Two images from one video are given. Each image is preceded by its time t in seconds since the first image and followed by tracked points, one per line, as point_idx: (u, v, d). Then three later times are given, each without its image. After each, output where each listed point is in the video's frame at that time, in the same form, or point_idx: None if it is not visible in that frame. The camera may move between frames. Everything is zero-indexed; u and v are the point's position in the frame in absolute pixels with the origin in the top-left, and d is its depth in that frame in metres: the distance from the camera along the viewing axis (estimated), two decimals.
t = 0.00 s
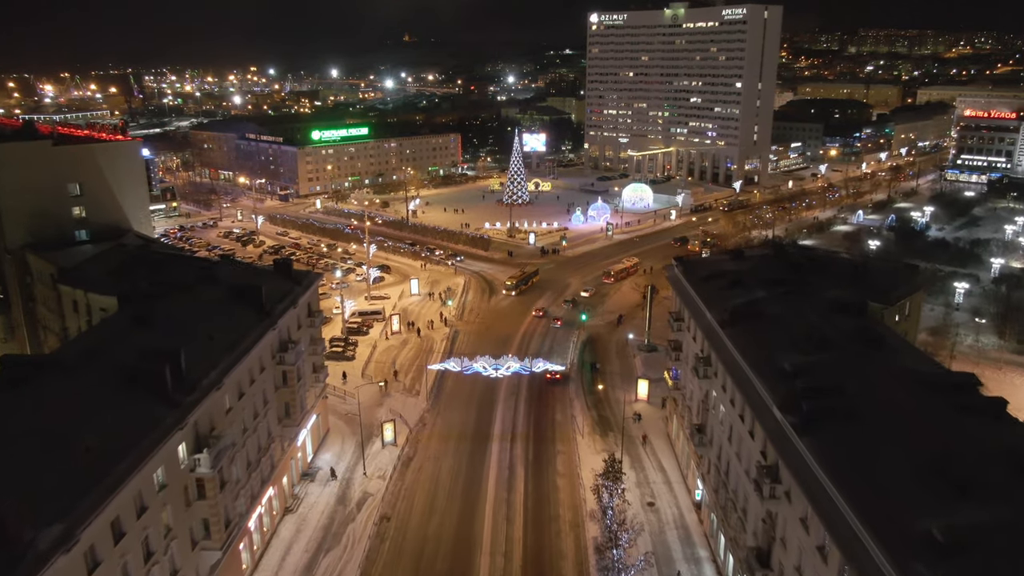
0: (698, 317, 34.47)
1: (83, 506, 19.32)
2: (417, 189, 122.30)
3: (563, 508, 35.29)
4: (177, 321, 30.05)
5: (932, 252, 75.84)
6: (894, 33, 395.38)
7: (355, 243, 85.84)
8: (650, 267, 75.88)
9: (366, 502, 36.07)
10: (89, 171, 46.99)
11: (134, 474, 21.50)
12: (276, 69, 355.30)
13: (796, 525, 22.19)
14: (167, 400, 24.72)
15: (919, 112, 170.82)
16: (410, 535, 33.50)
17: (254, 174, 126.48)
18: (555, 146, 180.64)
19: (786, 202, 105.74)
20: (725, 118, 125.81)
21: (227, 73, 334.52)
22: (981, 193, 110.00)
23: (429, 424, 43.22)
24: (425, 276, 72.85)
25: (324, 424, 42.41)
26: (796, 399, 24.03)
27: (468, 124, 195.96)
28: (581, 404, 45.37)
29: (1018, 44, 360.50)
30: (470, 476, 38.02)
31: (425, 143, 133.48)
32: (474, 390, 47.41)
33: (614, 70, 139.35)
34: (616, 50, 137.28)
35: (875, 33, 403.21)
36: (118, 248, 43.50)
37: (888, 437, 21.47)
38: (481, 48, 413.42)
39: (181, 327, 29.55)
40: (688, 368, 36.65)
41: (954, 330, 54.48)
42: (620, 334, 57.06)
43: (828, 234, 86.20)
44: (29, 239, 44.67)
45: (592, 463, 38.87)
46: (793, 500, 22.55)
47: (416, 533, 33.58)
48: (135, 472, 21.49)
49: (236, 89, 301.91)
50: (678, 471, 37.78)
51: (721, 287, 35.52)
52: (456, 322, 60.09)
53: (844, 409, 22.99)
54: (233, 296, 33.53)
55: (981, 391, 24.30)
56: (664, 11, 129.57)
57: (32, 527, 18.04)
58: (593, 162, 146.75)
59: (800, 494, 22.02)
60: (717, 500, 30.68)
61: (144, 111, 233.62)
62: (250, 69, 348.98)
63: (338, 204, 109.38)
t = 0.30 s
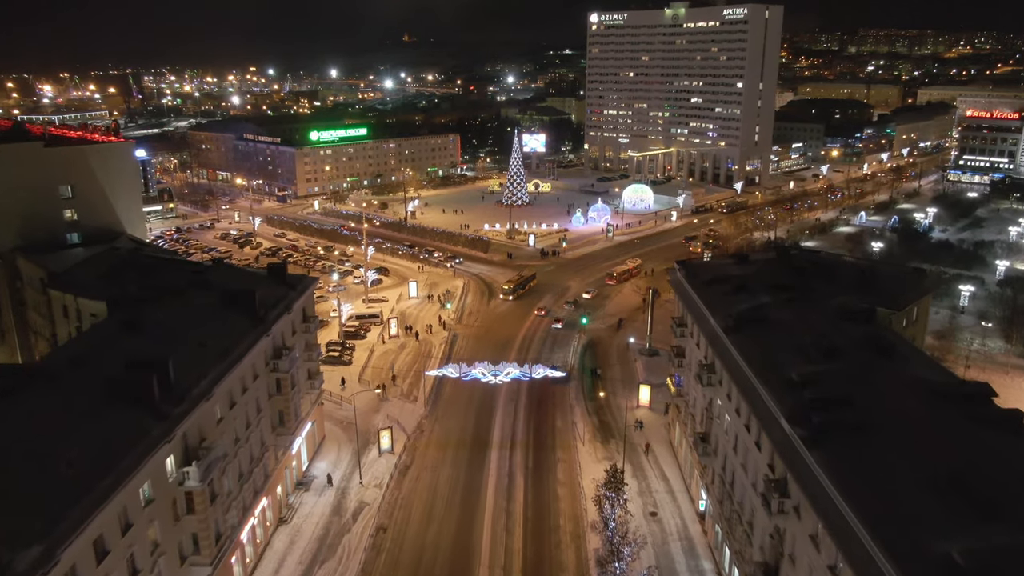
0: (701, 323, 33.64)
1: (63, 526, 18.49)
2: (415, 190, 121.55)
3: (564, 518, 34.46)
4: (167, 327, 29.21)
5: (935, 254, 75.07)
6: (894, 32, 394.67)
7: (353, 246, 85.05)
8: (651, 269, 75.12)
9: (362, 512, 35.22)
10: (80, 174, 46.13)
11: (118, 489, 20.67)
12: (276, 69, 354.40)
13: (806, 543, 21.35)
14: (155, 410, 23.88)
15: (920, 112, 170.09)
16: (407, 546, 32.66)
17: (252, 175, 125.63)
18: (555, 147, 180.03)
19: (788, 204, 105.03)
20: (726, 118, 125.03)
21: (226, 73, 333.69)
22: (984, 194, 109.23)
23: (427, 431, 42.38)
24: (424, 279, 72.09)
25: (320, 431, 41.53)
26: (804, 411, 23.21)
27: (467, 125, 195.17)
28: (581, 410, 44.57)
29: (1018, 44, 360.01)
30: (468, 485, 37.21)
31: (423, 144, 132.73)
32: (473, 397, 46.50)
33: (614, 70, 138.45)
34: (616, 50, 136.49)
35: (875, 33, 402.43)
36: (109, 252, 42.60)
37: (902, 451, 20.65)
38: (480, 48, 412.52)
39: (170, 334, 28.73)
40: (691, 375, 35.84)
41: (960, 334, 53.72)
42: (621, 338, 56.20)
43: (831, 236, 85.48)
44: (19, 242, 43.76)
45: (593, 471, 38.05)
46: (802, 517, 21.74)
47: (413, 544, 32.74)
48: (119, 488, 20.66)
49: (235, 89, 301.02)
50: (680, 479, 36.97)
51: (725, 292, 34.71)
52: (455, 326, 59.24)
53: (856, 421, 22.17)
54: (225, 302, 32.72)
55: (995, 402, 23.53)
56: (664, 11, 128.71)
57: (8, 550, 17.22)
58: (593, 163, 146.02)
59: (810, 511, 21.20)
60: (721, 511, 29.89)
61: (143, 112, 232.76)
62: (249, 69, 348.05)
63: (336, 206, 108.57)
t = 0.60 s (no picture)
0: (706, 329, 32.82)
1: (41, 546, 17.64)
2: (415, 191, 120.79)
3: (565, 529, 33.65)
4: (157, 335, 28.41)
5: (940, 255, 74.25)
6: (894, 32, 393.97)
7: (351, 248, 84.23)
8: (652, 271, 74.38)
9: (358, 522, 34.39)
10: (73, 176, 45.29)
11: (101, 505, 19.85)
12: (276, 69, 353.71)
13: (817, 561, 20.53)
14: (141, 422, 23.06)
15: (922, 112, 169.30)
16: (403, 558, 31.84)
17: (250, 176, 124.76)
18: (555, 147, 179.39)
19: (791, 205, 104.16)
20: (727, 119, 124.23)
21: (225, 73, 332.89)
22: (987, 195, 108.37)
23: (424, 438, 41.56)
24: (422, 281, 71.26)
25: (316, 438, 40.72)
26: (815, 424, 22.41)
27: (466, 125, 194.40)
28: (582, 416, 43.75)
29: (1018, 44, 359.39)
30: (467, 493, 36.40)
31: (423, 144, 131.98)
32: (471, 402, 45.64)
33: (614, 70, 137.55)
34: (616, 50, 135.63)
35: (875, 33, 401.76)
36: (101, 255, 41.74)
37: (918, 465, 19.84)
38: (480, 48, 411.84)
39: (160, 341, 27.92)
40: (695, 382, 35.03)
41: (967, 338, 52.88)
42: (622, 343, 55.39)
43: (833, 237, 84.75)
44: (10, 246, 42.95)
45: (595, 480, 37.22)
46: (813, 534, 20.93)
47: (410, 556, 31.94)
48: (103, 504, 19.84)
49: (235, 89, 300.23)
50: (684, 488, 36.16)
51: (730, 297, 33.91)
52: (454, 329, 58.44)
53: (868, 435, 21.37)
54: (217, 308, 31.93)
55: (1011, 414, 22.75)
56: (665, 11, 127.87)
57: None
58: (593, 163, 145.28)
59: (821, 528, 20.39)
60: (726, 523, 29.10)
61: (142, 112, 232.03)
62: (249, 69, 347.27)
63: (335, 206, 107.78)
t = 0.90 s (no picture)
0: (711, 336, 31.98)
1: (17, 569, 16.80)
2: (414, 191, 119.98)
3: (566, 540, 32.83)
4: (146, 344, 27.57)
5: (944, 257, 73.41)
6: (894, 32, 393.46)
7: (348, 250, 83.41)
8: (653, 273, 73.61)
9: (354, 533, 33.55)
10: (64, 179, 44.41)
11: (83, 524, 18.99)
12: (275, 69, 352.88)
13: None
14: (127, 436, 22.20)
15: (924, 112, 168.54)
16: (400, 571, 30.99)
17: (247, 176, 123.93)
18: (554, 147, 178.64)
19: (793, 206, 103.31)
20: (728, 119, 123.40)
21: (225, 73, 332.07)
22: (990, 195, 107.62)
23: (422, 446, 40.72)
24: (421, 284, 70.43)
25: (311, 446, 39.87)
26: (826, 438, 21.60)
27: (466, 125, 193.55)
28: (584, 423, 42.92)
29: (1017, 44, 359.08)
30: (466, 503, 35.56)
31: (422, 145, 131.19)
32: (470, 409, 44.76)
33: (614, 70, 136.64)
34: (617, 50, 134.74)
35: (875, 33, 401.37)
36: (92, 259, 40.84)
37: (936, 482, 18.98)
38: (480, 48, 411.24)
39: (148, 351, 27.07)
40: (699, 389, 34.19)
41: (974, 342, 52.03)
42: (623, 347, 54.58)
43: (836, 239, 83.97)
44: None
45: (596, 490, 36.34)
46: (824, 553, 20.08)
47: (407, 569, 31.09)
48: (85, 523, 18.99)
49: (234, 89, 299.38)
50: (687, 498, 35.33)
51: (735, 303, 33.06)
52: (453, 333, 57.59)
53: (882, 448, 20.54)
54: (209, 315, 31.08)
55: None
56: (666, 10, 127.02)
57: None
58: (594, 163, 144.51)
59: (833, 548, 19.53)
60: (732, 536, 28.26)
61: (141, 112, 231.16)
62: (248, 69, 346.32)
63: (333, 208, 106.93)
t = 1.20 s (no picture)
0: (715, 343, 31.16)
1: None
2: (413, 192, 119.16)
3: (567, 551, 32.02)
4: (134, 352, 26.77)
5: (949, 259, 72.63)
6: (894, 32, 392.99)
7: (346, 251, 82.53)
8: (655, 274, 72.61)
9: (350, 544, 32.70)
10: (55, 181, 43.59)
11: (64, 542, 18.12)
12: (275, 69, 352.06)
13: None
14: (111, 447, 21.35)
15: (925, 112, 167.83)
16: None
17: (245, 177, 123.10)
18: (554, 148, 177.77)
19: (795, 207, 102.55)
20: (729, 119, 122.56)
21: (224, 73, 331.28)
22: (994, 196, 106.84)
23: (420, 453, 39.92)
24: (419, 286, 69.56)
25: (307, 454, 39.03)
26: (837, 453, 20.80)
27: (465, 125, 192.70)
28: (584, 430, 42.11)
29: (1017, 44, 358.65)
30: (465, 513, 34.73)
31: (421, 145, 130.42)
32: (468, 416, 43.88)
33: (615, 70, 135.77)
34: (617, 50, 133.90)
35: (875, 33, 400.87)
36: (82, 263, 39.98)
37: (954, 498, 18.15)
38: (480, 48, 410.51)
39: (137, 359, 26.26)
40: (702, 397, 33.38)
41: (981, 346, 51.23)
42: (624, 351, 53.73)
43: (839, 240, 83.17)
44: None
45: (597, 500, 35.51)
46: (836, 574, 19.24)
47: None
48: (66, 541, 18.15)
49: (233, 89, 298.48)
50: (691, 508, 34.53)
51: (740, 309, 32.29)
52: (451, 337, 56.73)
53: (896, 462, 19.72)
54: (200, 321, 30.31)
55: None
56: (666, 10, 126.26)
57: None
58: (594, 164, 143.79)
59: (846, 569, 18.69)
60: (738, 550, 27.41)
61: (140, 112, 230.37)
62: (248, 69, 345.53)
63: (332, 209, 106.11)
